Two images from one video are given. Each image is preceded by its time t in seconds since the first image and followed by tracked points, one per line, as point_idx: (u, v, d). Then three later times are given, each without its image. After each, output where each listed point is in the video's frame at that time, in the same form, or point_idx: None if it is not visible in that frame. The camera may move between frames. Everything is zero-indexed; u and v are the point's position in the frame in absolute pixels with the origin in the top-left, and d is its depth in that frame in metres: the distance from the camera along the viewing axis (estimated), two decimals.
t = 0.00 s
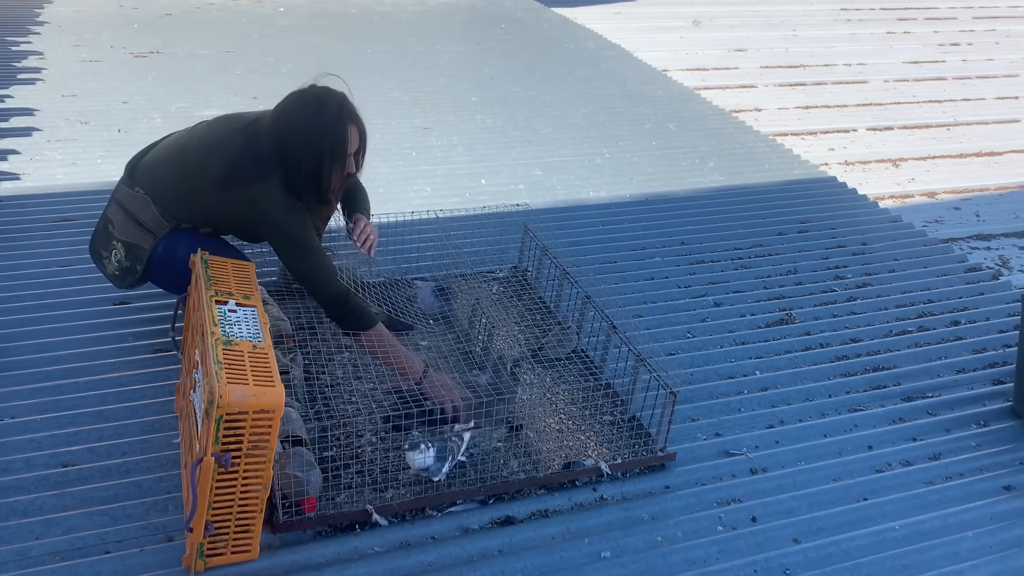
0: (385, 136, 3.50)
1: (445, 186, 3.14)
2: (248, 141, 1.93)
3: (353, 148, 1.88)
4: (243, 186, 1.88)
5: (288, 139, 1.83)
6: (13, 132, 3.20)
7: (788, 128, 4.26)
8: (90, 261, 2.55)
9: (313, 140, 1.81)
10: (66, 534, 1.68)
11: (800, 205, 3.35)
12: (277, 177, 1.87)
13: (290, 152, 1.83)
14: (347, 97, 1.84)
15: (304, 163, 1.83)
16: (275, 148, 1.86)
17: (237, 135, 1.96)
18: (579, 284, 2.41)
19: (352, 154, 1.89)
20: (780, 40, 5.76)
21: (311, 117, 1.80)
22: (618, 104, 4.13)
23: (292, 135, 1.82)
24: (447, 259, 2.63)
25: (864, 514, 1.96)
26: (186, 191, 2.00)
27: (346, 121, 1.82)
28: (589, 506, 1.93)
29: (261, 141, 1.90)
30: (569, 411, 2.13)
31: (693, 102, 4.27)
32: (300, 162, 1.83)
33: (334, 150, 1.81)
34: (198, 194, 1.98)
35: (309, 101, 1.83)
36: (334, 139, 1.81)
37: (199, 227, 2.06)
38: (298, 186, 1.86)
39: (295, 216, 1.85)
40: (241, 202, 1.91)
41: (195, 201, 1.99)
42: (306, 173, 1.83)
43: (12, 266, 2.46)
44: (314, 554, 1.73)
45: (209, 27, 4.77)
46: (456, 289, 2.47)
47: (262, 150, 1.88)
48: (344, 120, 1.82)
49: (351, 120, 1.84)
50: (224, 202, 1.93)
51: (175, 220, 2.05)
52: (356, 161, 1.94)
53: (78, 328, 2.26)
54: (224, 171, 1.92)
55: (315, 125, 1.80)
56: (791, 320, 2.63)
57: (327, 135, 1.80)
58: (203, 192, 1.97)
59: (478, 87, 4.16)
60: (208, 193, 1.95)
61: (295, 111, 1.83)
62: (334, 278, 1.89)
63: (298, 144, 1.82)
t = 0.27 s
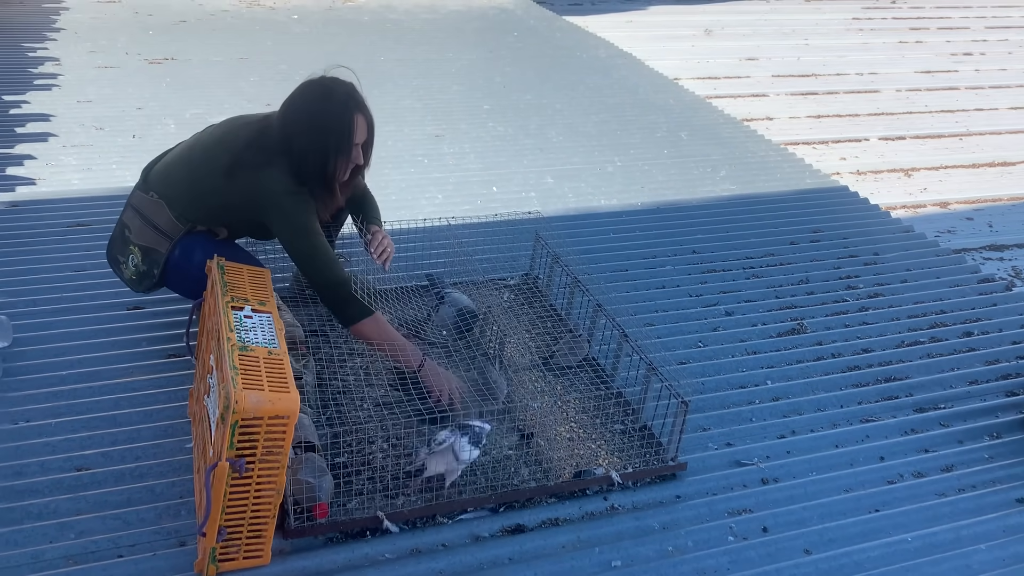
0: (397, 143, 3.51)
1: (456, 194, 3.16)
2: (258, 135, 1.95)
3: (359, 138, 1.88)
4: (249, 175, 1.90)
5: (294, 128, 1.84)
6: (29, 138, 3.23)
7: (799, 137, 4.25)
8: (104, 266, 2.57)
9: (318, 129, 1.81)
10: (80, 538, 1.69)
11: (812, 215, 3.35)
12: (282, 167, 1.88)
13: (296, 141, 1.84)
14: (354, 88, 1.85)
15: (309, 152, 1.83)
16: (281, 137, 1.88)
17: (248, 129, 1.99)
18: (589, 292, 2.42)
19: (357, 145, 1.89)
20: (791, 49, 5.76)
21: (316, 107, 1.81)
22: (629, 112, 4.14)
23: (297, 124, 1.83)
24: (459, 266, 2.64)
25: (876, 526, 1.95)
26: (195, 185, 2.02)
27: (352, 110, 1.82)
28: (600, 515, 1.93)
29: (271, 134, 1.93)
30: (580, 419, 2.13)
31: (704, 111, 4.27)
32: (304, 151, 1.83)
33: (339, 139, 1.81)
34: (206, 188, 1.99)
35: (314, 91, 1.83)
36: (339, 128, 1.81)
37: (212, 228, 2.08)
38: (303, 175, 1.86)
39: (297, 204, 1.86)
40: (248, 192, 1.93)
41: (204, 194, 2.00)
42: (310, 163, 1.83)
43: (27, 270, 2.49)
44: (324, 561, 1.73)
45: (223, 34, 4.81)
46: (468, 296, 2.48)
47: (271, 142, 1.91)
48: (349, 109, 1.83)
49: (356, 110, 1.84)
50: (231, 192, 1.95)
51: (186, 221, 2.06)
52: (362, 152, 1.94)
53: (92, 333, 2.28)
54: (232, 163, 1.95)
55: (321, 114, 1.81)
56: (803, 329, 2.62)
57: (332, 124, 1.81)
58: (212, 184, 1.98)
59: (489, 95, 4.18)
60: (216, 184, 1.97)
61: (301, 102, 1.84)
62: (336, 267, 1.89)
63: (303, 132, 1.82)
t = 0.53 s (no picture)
0: (405, 147, 3.52)
1: (464, 198, 3.16)
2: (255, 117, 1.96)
3: (349, 119, 1.85)
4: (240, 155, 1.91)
5: (283, 109, 1.83)
6: (39, 140, 3.24)
7: (808, 142, 4.25)
8: (112, 269, 2.58)
9: (306, 109, 1.79)
10: (86, 540, 1.69)
11: (820, 220, 3.34)
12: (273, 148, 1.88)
13: (284, 122, 1.83)
14: (343, 68, 1.82)
15: (297, 133, 1.82)
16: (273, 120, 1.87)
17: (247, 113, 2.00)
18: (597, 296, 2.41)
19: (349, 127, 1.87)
20: (799, 54, 5.75)
21: (304, 86, 1.79)
22: (637, 117, 4.14)
23: (285, 105, 1.82)
24: (466, 271, 2.64)
25: (885, 533, 1.94)
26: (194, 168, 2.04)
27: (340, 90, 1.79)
28: (607, 520, 1.92)
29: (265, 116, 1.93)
30: (587, 424, 2.12)
31: (712, 116, 4.26)
32: (292, 132, 1.82)
33: (327, 120, 1.79)
34: (200, 170, 2.00)
35: (304, 71, 1.81)
36: (327, 109, 1.79)
37: (218, 227, 2.10)
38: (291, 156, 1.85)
39: (285, 185, 1.86)
40: (240, 173, 1.94)
41: (198, 177, 2.01)
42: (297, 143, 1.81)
43: (36, 273, 2.49)
44: (331, 564, 1.73)
45: (232, 38, 4.83)
46: (476, 300, 2.48)
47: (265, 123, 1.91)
48: (338, 89, 1.80)
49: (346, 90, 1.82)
50: (224, 174, 1.96)
51: (190, 217, 2.07)
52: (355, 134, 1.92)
53: (100, 335, 2.29)
54: (225, 144, 1.95)
55: (308, 93, 1.79)
56: (811, 335, 2.61)
57: (320, 104, 1.79)
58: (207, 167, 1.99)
59: (497, 99, 4.18)
60: (209, 166, 1.98)
61: (290, 82, 1.82)
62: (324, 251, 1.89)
63: (291, 113, 1.81)
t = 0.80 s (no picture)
0: (411, 151, 3.53)
1: (469, 203, 3.16)
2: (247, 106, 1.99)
3: (336, 101, 1.86)
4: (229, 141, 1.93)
5: (270, 92, 1.85)
6: (46, 145, 3.26)
7: (813, 147, 4.24)
8: (119, 273, 2.59)
9: (292, 91, 1.81)
10: (93, 543, 1.69)
11: (826, 225, 3.33)
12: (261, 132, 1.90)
13: (271, 105, 1.85)
14: (328, 52, 1.84)
15: (283, 115, 1.83)
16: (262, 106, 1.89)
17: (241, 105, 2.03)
18: (603, 301, 2.42)
19: (336, 110, 1.88)
20: (805, 59, 5.75)
21: (291, 68, 1.81)
22: (642, 121, 4.14)
23: (272, 88, 1.84)
24: (471, 275, 2.64)
25: (891, 539, 1.93)
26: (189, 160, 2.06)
27: (325, 71, 1.81)
28: (612, 525, 1.92)
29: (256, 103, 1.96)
30: (593, 428, 2.11)
31: (718, 121, 4.26)
32: (278, 113, 1.83)
33: (312, 101, 1.81)
34: (192, 160, 2.02)
35: (291, 54, 1.84)
36: (313, 91, 1.80)
37: (219, 227, 2.12)
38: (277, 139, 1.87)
39: (272, 168, 1.87)
40: (230, 158, 1.96)
41: (190, 168, 2.03)
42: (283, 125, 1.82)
43: (44, 276, 2.51)
44: (335, 568, 1.73)
45: (238, 43, 4.85)
46: (481, 304, 2.48)
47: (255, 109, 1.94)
48: (324, 70, 1.82)
49: (332, 72, 1.83)
50: (215, 161, 1.98)
51: (190, 218, 2.08)
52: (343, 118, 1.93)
53: (107, 339, 2.30)
54: (216, 131, 1.97)
55: (293, 75, 1.81)
56: (817, 340, 2.61)
57: (306, 86, 1.80)
58: (201, 159, 2.01)
59: (503, 104, 4.19)
60: (201, 155, 2.00)
61: (277, 65, 1.85)
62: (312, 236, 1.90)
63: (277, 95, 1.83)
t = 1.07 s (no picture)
0: (412, 154, 3.53)
1: (470, 205, 3.16)
2: (252, 113, 1.97)
3: (346, 107, 1.86)
4: (236, 148, 1.92)
5: (279, 99, 1.84)
6: (48, 148, 3.27)
7: (814, 149, 4.24)
8: (120, 275, 2.59)
9: (302, 99, 1.80)
10: (95, 546, 1.69)
11: (827, 227, 3.33)
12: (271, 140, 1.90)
13: (281, 113, 1.84)
14: (336, 58, 1.83)
15: (294, 123, 1.83)
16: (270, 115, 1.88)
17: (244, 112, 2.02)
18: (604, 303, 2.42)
19: (345, 116, 1.88)
20: (806, 61, 5.75)
21: (300, 75, 1.80)
22: (643, 123, 4.14)
23: (281, 96, 1.83)
24: (473, 277, 2.65)
25: (893, 541, 1.93)
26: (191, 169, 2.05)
27: (335, 78, 1.80)
28: (613, 527, 1.92)
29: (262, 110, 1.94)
30: (594, 430, 2.12)
31: (718, 123, 4.27)
32: (289, 121, 1.83)
33: (323, 108, 1.80)
34: (197, 166, 2.01)
35: (299, 61, 1.82)
36: (323, 98, 1.80)
37: (221, 231, 2.11)
38: (288, 147, 1.87)
39: (283, 176, 1.87)
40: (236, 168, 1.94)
41: (195, 176, 2.02)
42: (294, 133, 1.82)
43: (45, 279, 2.51)
44: (337, 571, 1.73)
45: (240, 45, 4.86)
46: (482, 306, 2.48)
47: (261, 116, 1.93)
48: (334, 78, 1.81)
49: (342, 79, 1.83)
50: (221, 169, 1.96)
51: (192, 222, 2.08)
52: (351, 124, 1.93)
53: (108, 342, 2.30)
54: (222, 139, 1.96)
55: (303, 82, 1.80)
56: (818, 342, 2.61)
57: (316, 94, 1.79)
58: (206, 168, 1.99)
59: (504, 106, 4.19)
60: (206, 164, 1.99)
61: (285, 72, 1.83)
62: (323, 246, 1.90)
63: (287, 103, 1.82)
